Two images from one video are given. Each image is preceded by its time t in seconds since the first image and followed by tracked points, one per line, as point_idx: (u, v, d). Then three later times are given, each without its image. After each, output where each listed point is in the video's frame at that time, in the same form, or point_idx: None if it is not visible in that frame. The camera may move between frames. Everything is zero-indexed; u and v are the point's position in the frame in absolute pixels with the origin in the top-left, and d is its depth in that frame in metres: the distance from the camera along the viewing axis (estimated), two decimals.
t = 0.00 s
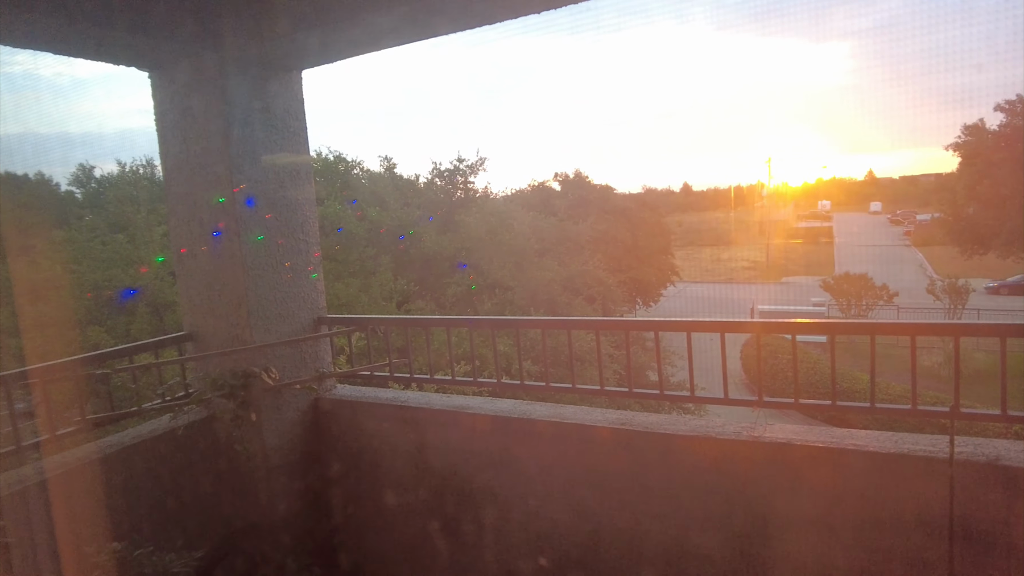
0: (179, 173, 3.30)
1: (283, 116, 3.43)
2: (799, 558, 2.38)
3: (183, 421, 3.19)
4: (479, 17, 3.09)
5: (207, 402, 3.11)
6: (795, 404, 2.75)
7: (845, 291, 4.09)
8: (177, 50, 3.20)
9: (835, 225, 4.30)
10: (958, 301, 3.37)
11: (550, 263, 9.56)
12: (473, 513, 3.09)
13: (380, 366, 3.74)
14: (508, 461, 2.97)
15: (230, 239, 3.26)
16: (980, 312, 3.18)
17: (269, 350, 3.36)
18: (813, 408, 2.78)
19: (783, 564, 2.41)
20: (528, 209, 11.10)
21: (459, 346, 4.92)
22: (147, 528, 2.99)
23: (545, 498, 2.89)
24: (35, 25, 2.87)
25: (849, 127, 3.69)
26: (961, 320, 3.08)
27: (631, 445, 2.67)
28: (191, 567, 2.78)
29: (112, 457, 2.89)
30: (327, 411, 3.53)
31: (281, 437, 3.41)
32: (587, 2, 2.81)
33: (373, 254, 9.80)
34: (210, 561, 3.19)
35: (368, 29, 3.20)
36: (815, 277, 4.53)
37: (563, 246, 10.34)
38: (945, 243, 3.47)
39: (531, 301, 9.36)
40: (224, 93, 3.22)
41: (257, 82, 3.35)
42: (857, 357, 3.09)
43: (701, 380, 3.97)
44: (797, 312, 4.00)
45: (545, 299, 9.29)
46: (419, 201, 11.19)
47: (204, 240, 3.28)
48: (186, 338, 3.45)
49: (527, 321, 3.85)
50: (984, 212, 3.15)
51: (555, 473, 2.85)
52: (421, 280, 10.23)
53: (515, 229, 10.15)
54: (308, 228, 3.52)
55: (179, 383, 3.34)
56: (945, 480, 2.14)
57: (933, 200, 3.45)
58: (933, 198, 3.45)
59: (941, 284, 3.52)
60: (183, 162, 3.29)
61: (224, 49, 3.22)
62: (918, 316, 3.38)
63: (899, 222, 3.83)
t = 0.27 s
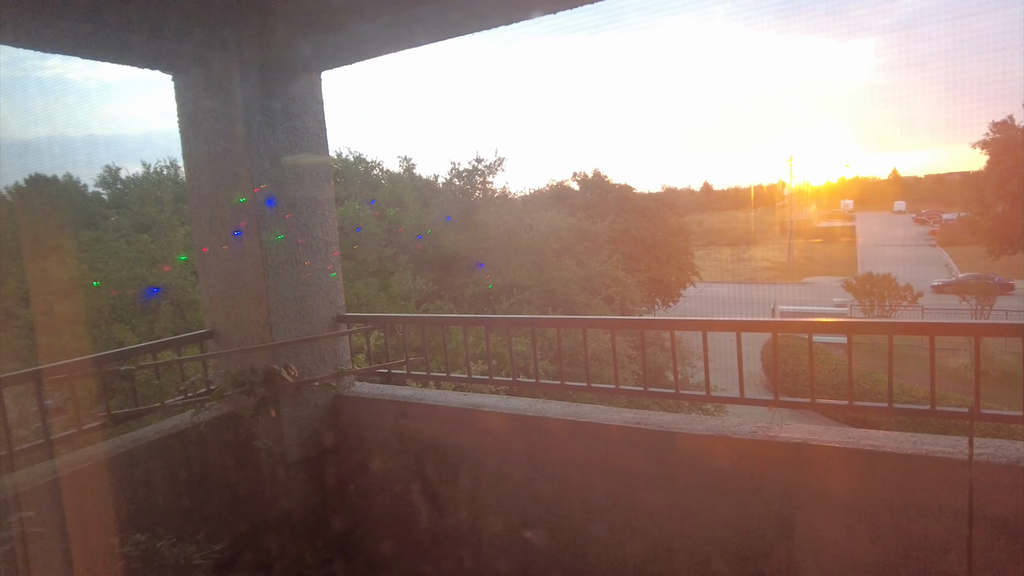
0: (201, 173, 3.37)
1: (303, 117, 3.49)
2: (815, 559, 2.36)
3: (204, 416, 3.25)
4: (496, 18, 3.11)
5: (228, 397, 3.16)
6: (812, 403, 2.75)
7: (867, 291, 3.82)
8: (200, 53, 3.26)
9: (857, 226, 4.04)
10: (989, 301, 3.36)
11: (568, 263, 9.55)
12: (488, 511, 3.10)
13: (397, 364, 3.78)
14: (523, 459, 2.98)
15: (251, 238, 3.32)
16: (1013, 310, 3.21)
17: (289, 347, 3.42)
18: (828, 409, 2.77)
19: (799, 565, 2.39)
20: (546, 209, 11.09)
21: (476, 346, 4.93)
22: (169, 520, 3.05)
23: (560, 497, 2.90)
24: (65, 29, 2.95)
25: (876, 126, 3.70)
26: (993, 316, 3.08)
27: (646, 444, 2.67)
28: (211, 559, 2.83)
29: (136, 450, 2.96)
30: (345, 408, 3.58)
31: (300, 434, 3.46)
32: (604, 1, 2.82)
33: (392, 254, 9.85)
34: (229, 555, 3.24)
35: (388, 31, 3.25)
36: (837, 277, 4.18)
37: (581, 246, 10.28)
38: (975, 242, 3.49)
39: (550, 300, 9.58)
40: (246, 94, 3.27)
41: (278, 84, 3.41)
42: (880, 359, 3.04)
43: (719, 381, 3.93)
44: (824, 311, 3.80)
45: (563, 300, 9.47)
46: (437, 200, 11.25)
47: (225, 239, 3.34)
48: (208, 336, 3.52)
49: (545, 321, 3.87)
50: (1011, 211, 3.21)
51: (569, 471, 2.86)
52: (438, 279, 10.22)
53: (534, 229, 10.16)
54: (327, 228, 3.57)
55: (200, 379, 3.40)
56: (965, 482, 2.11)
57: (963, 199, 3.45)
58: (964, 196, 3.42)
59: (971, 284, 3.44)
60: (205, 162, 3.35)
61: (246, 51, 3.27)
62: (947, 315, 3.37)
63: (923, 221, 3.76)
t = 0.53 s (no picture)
0: (213, 173, 3.42)
1: (315, 118, 3.52)
2: (820, 559, 2.35)
3: (216, 414, 3.30)
4: (506, 18, 3.12)
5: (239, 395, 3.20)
6: (819, 404, 2.73)
7: (884, 292, 4.03)
8: (212, 54, 3.31)
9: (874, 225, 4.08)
10: (1007, 304, 3.37)
11: (581, 263, 9.54)
12: (496, 509, 3.11)
13: (407, 362, 3.80)
14: (530, 458, 2.98)
15: (262, 238, 3.36)
16: None
17: (300, 346, 3.45)
18: (836, 409, 2.72)
19: (806, 567, 2.38)
20: (559, 209, 11.06)
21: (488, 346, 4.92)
22: (180, 516, 3.10)
23: (567, 496, 2.90)
24: (83, 34, 3.02)
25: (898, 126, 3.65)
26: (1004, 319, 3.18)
27: (653, 444, 2.66)
28: (221, 554, 2.87)
29: (149, 446, 3.01)
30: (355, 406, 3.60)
31: (310, 432, 3.50)
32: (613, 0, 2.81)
33: (406, 254, 9.89)
34: (239, 550, 3.28)
35: (398, 33, 3.27)
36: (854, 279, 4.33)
37: (594, 246, 10.23)
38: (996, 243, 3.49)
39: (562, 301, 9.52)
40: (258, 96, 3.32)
41: (289, 85, 3.44)
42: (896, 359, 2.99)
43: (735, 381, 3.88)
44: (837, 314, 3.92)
45: (575, 299, 9.38)
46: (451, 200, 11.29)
47: (237, 238, 3.38)
48: (220, 334, 3.56)
49: (556, 320, 3.86)
50: None
51: (576, 471, 2.86)
52: (452, 279, 10.27)
53: (547, 229, 10.16)
54: (338, 227, 3.60)
55: (212, 377, 3.45)
56: (973, 484, 2.10)
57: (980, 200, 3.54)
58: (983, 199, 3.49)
59: (988, 286, 3.47)
60: (217, 163, 3.39)
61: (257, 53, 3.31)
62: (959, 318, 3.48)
63: (943, 221, 3.74)
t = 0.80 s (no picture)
0: (218, 173, 3.45)
1: (318, 118, 3.55)
2: (822, 559, 2.34)
3: (219, 412, 3.32)
4: (509, 18, 3.13)
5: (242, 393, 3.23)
6: (819, 404, 2.72)
7: (891, 293, 3.97)
8: (217, 56, 3.34)
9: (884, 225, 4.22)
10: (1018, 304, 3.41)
11: (586, 262, 9.54)
12: (497, 508, 3.11)
13: (409, 361, 3.82)
14: (530, 457, 2.99)
15: (266, 237, 3.38)
16: None
17: (303, 344, 3.47)
18: (836, 409, 2.72)
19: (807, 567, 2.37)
20: (565, 209, 11.05)
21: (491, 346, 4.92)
22: (183, 513, 3.12)
23: (566, 495, 2.90)
24: (89, 34, 3.04)
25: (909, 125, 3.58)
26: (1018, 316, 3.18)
27: (653, 443, 2.66)
28: (223, 550, 2.88)
29: (153, 443, 3.03)
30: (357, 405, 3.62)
31: (313, 430, 3.52)
32: None
33: (412, 254, 9.89)
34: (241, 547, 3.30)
35: (401, 33, 3.29)
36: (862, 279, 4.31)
37: (600, 246, 10.03)
38: (1004, 243, 3.79)
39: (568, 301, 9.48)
40: (262, 96, 3.34)
41: (293, 85, 3.47)
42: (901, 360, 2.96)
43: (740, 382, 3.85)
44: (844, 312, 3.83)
45: (582, 300, 9.20)
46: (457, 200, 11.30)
47: (241, 237, 3.41)
48: (225, 333, 3.59)
49: (558, 320, 3.87)
50: None
51: (576, 470, 2.86)
52: (458, 279, 10.29)
53: (552, 229, 10.15)
54: (341, 227, 3.62)
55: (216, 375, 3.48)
56: (973, 484, 2.08)
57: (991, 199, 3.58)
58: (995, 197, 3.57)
59: (997, 286, 3.57)
60: (222, 163, 3.43)
61: (261, 53, 3.33)
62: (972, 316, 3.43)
63: (951, 221, 3.87)
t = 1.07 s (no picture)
0: (216, 174, 3.46)
1: (317, 119, 3.56)
2: (818, 560, 2.33)
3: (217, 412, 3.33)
4: (507, 19, 3.13)
5: (240, 394, 3.23)
6: (814, 405, 2.73)
7: (893, 293, 4.06)
8: (215, 57, 3.35)
9: (885, 226, 4.12)
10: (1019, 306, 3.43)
11: (587, 263, 9.55)
12: (495, 509, 3.11)
13: (407, 362, 3.82)
14: (527, 458, 2.99)
15: (264, 238, 3.38)
16: None
17: (300, 345, 3.47)
18: (833, 411, 2.72)
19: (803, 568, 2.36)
20: (566, 209, 11.04)
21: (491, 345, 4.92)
22: (181, 513, 3.13)
23: (564, 496, 2.90)
24: (87, 36, 3.04)
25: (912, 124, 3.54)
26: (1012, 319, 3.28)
27: (650, 444, 2.66)
28: (221, 551, 2.89)
29: (150, 443, 3.04)
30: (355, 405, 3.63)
31: (310, 430, 3.53)
32: None
33: (413, 254, 9.88)
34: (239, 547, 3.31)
35: (397, 33, 3.28)
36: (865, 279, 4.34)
37: (601, 246, 10.29)
38: (1008, 243, 3.59)
39: (569, 301, 9.49)
40: (260, 97, 3.35)
41: (291, 87, 3.47)
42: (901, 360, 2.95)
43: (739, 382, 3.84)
44: (844, 315, 3.87)
45: (582, 300, 9.36)
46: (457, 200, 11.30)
47: (238, 238, 3.42)
48: (223, 333, 3.60)
49: (556, 320, 3.87)
50: None
51: (573, 471, 2.86)
52: (459, 280, 10.27)
53: (553, 229, 10.16)
54: (339, 227, 3.62)
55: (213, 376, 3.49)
56: (967, 487, 2.09)
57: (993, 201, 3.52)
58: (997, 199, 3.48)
59: (999, 287, 3.59)
60: (220, 163, 3.44)
61: (260, 53, 3.33)
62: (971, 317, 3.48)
63: (954, 221, 3.79)
